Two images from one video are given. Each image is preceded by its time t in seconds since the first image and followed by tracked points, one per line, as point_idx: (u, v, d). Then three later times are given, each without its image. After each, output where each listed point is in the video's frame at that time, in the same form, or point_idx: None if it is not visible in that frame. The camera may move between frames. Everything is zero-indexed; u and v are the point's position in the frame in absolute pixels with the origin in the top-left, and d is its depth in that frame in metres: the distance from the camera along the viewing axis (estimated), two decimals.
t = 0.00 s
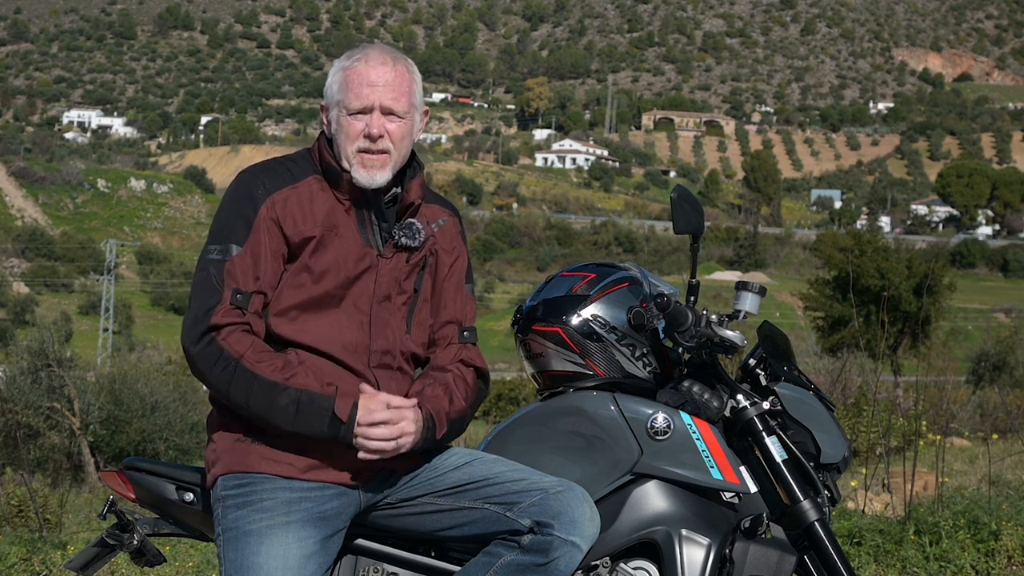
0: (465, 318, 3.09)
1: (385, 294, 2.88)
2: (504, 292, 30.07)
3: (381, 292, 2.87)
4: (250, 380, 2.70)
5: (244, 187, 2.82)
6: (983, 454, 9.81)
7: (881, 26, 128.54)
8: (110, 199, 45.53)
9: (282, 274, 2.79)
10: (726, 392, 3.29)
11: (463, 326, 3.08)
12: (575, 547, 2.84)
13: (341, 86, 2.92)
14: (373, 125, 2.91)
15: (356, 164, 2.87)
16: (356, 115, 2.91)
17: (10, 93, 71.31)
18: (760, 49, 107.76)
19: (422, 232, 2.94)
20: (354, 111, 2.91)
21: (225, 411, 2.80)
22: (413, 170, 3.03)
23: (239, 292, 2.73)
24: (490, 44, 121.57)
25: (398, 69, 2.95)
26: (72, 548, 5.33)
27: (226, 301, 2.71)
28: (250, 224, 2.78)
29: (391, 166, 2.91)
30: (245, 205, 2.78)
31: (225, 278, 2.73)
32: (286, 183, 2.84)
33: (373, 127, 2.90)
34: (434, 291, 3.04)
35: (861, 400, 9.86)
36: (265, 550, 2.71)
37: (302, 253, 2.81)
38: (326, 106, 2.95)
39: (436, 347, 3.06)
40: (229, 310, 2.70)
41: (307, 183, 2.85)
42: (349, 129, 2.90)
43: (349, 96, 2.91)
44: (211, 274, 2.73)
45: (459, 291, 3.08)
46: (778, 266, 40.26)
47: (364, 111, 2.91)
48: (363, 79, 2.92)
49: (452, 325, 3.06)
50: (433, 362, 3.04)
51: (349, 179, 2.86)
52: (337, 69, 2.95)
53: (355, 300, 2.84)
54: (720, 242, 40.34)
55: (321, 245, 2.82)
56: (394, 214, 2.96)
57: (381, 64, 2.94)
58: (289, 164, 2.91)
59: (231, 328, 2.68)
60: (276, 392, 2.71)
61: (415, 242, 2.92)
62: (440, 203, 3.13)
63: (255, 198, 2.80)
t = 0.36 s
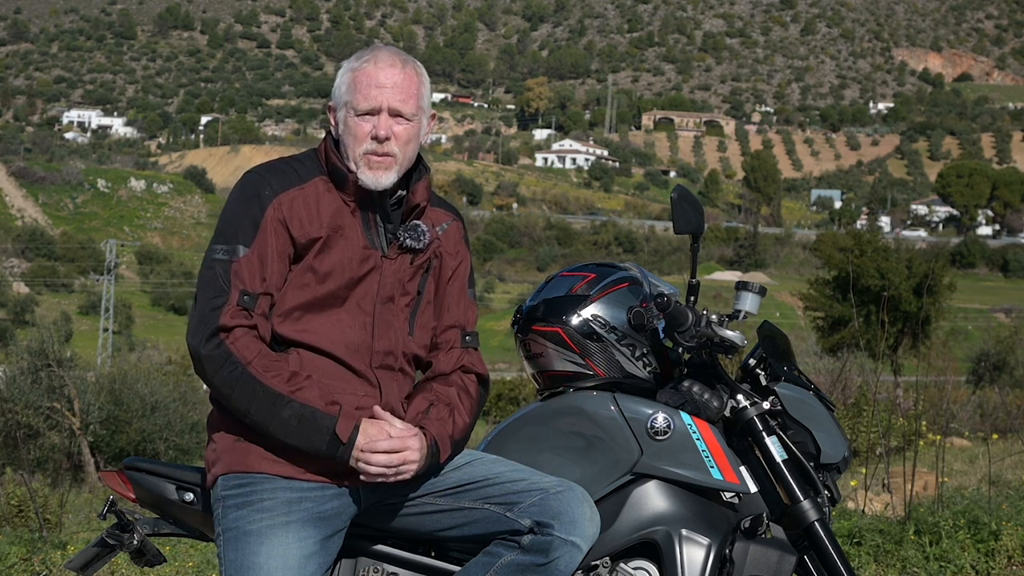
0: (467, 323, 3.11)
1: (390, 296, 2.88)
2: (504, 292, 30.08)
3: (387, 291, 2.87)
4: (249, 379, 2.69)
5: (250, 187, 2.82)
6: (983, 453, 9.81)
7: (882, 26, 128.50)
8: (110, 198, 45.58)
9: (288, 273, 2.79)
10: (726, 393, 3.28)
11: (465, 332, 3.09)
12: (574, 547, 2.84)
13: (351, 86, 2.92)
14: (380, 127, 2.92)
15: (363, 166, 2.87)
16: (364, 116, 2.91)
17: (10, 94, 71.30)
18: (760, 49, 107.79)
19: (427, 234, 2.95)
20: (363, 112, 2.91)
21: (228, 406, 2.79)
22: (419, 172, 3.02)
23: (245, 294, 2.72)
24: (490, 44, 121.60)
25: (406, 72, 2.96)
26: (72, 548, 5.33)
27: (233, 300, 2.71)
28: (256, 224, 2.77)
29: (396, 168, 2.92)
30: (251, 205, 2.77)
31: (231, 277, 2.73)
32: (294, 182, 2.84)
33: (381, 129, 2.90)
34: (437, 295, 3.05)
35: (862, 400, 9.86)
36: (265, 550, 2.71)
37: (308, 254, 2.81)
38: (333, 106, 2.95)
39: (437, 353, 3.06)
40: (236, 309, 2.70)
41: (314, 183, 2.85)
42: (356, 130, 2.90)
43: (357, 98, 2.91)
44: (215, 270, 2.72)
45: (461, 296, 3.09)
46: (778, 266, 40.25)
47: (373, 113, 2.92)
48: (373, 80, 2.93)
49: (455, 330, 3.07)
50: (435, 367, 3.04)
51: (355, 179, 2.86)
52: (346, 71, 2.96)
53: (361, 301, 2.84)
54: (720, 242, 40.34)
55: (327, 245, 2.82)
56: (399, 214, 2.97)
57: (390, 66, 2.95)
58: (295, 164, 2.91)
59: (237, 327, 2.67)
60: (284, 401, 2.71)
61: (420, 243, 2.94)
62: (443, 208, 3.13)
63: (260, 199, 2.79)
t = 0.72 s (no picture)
0: (467, 322, 3.11)
1: (391, 295, 2.88)
2: (505, 292, 30.09)
3: (386, 294, 2.87)
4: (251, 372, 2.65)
5: (249, 186, 2.81)
6: (982, 454, 9.81)
7: (881, 26, 128.57)
8: (110, 198, 45.56)
9: (288, 272, 2.79)
10: (725, 393, 3.29)
11: (465, 332, 3.10)
12: (576, 547, 2.84)
13: (351, 86, 2.92)
14: (381, 126, 2.91)
15: (362, 166, 2.87)
16: (364, 115, 2.91)
17: (10, 94, 71.26)
18: (760, 49, 107.83)
19: (427, 235, 2.95)
20: (361, 113, 2.91)
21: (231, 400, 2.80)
22: (419, 172, 3.03)
23: (244, 294, 2.71)
24: (490, 43, 121.64)
25: (405, 72, 2.96)
26: (72, 548, 5.33)
27: (232, 291, 2.70)
28: (254, 223, 2.77)
29: (397, 169, 2.92)
30: (250, 206, 2.78)
31: (232, 276, 2.73)
32: (292, 184, 2.84)
33: (380, 129, 2.90)
34: (436, 296, 3.05)
35: (861, 400, 9.87)
36: (266, 549, 2.71)
37: (306, 254, 2.81)
38: (334, 106, 2.95)
39: (438, 354, 3.06)
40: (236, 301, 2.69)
41: (313, 183, 2.85)
42: (357, 129, 2.90)
43: (358, 98, 2.91)
44: (217, 272, 2.72)
45: (462, 297, 3.09)
46: (778, 266, 40.25)
47: (373, 113, 2.91)
48: (373, 82, 2.93)
49: (455, 331, 3.08)
50: (435, 367, 3.04)
51: (355, 179, 2.86)
52: (345, 71, 2.95)
53: (361, 300, 2.84)
54: (720, 242, 40.35)
55: (327, 246, 2.81)
56: (399, 215, 2.96)
57: (390, 66, 2.95)
58: (295, 164, 2.91)
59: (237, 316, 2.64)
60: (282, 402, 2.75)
61: (419, 245, 2.93)
62: (444, 209, 3.13)
63: (260, 199, 2.79)
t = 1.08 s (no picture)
0: (466, 320, 3.11)
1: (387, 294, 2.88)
2: (504, 292, 30.09)
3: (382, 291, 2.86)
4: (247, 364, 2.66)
5: (245, 183, 2.82)
6: (982, 454, 9.81)
7: (881, 26, 128.67)
8: (110, 198, 45.55)
9: (286, 268, 2.79)
10: (726, 393, 3.29)
11: (465, 329, 3.09)
12: (575, 547, 2.84)
13: (346, 83, 2.92)
14: (375, 122, 2.91)
15: (356, 163, 2.88)
16: (358, 112, 2.91)
17: (10, 94, 71.17)
18: (761, 49, 107.85)
19: (422, 232, 2.95)
20: (356, 109, 2.91)
21: (231, 395, 2.80)
22: (414, 170, 3.03)
23: (238, 283, 2.71)
24: (489, 44, 121.74)
25: (399, 67, 2.96)
26: (72, 548, 5.33)
27: (226, 281, 2.70)
28: (250, 215, 2.79)
29: (393, 166, 2.93)
30: (246, 199, 2.79)
31: (228, 266, 2.72)
32: (287, 180, 2.84)
33: (375, 123, 2.90)
34: (435, 292, 3.05)
35: (861, 400, 9.88)
36: (265, 550, 2.71)
37: (303, 249, 2.80)
38: (329, 105, 2.95)
39: (437, 351, 3.06)
40: (230, 290, 2.68)
41: (308, 181, 2.85)
42: (351, 125, 2.90)
43: (351, 94, 2.91)
44: (212, 266, 2.73)
45: (461, 295, 3.09)
46: (778, 266, 40.26)
47: (367, 108, 2.91)
48: (366, 77, 2.93)
49: (452, 329, 3.08)
50: (434, 364, 3.04)
51: (348, 181, 2.87)
52: (339, 69, 2.96)
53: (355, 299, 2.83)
54: (720, 242, 40.34)
55: (321, 243, 2.80)
56: (395, 212, 2.97)
57: (385, 60, 2.95)
58: (292, 162, 2.91)
59: (230, 308, 2.63)
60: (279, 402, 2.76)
61: (415, 242, 2.93)
62: (440, 205, 3.13)
63: (256, 192, 2.81)
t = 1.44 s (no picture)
0: (467, 318, 3.11)
1: (387, 293, 2.88)
2: (504, 292, 30.08)
3: (382, 291, 2.86)
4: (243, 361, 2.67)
5: (242, 183, 2.84)
6: (982, 454, 9.81)
7: (881, 26, 128.68)
8: (110, 198, 45.50)
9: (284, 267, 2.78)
10: (725, 393, 3.29)
11: (465, 328, 3.10)
12: (574, 548, 2.84)
13: (343, 80, 2.90)
14: (372, 120, 2.89)
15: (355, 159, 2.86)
16: (357, 110, 2.88)
17: (10, 94, 71.10)
18: (760, 49, 107.83)
19: (421, 232, 2.93)
20: (356, 106, 2.88)
21: (229, 394, 2.80)
22: (413, 169, 3.02)
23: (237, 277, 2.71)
24: (490, 44, 121.70)
25: (399, 67, 2.94)
26: (72, 548, 5.34)
27: (223, 278, 2.70)
28: (248, 215, 2.79)
29: (389, 163, 2.90)
30: (243, 199, 2.80)
31: (224, 259, 2.73)
32: (285, 179, 2.84)
33: (372, 121, 2.88)
34: (435, 291, 3.04)
35: (861, 400, 9.87)
36: (264, 549, 2.71)
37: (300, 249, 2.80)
38: (326, 103, 2.93)
39: (437, 350, 3.06)
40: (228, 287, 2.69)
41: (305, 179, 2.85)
42: (349, 123, 2.88)
43: (350, 91, 2.88)
44: (212, 262, 2.73)
45: (460, 293, 3.09)
46: (778, 266, 40.25)
47: (364, 105, 2.88)
48: (364, 75, 2.91)
49: (454, 327, 3.07)
50: (434, 364, 3.04)
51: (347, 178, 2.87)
52: (336, 65, 2.94)
53: (356, 299, 2.83)
54: (720, 242, 40.32)
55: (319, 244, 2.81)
56: (394, 212, 2.96)
57: (383, 59, 2.93)
58: (289, 160, 2.91)
59: (228, 304, 2.63)
60: (279, 399, 2.76)
61: (414, 242, 2.91)
62: (439, 205, 3.13)
63: (255, 191, 2.81)
